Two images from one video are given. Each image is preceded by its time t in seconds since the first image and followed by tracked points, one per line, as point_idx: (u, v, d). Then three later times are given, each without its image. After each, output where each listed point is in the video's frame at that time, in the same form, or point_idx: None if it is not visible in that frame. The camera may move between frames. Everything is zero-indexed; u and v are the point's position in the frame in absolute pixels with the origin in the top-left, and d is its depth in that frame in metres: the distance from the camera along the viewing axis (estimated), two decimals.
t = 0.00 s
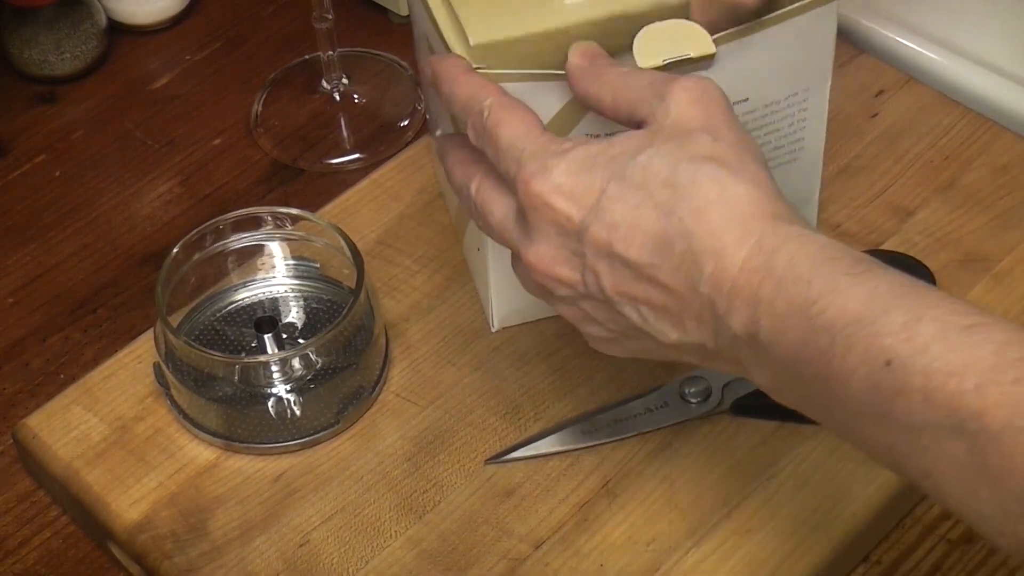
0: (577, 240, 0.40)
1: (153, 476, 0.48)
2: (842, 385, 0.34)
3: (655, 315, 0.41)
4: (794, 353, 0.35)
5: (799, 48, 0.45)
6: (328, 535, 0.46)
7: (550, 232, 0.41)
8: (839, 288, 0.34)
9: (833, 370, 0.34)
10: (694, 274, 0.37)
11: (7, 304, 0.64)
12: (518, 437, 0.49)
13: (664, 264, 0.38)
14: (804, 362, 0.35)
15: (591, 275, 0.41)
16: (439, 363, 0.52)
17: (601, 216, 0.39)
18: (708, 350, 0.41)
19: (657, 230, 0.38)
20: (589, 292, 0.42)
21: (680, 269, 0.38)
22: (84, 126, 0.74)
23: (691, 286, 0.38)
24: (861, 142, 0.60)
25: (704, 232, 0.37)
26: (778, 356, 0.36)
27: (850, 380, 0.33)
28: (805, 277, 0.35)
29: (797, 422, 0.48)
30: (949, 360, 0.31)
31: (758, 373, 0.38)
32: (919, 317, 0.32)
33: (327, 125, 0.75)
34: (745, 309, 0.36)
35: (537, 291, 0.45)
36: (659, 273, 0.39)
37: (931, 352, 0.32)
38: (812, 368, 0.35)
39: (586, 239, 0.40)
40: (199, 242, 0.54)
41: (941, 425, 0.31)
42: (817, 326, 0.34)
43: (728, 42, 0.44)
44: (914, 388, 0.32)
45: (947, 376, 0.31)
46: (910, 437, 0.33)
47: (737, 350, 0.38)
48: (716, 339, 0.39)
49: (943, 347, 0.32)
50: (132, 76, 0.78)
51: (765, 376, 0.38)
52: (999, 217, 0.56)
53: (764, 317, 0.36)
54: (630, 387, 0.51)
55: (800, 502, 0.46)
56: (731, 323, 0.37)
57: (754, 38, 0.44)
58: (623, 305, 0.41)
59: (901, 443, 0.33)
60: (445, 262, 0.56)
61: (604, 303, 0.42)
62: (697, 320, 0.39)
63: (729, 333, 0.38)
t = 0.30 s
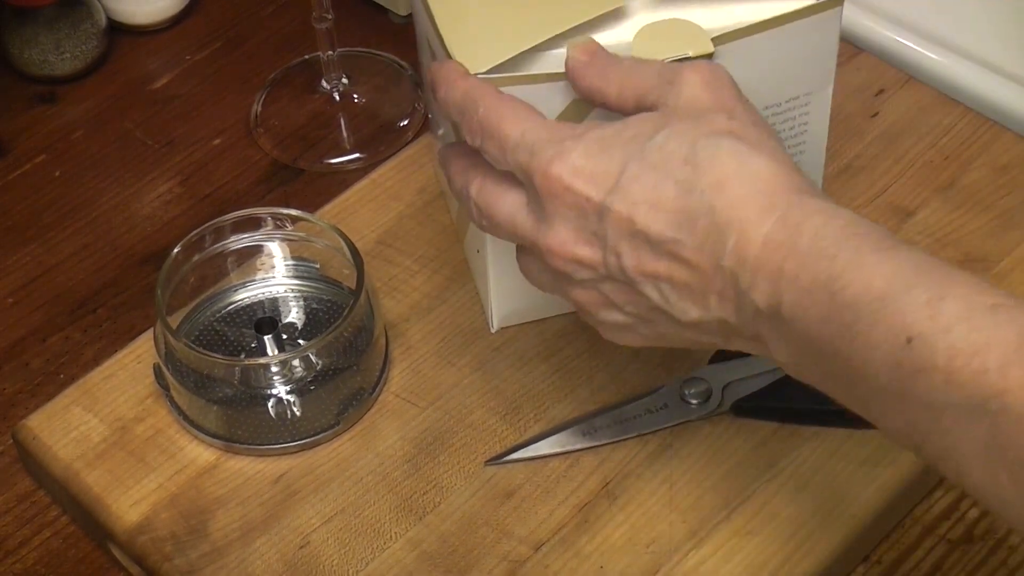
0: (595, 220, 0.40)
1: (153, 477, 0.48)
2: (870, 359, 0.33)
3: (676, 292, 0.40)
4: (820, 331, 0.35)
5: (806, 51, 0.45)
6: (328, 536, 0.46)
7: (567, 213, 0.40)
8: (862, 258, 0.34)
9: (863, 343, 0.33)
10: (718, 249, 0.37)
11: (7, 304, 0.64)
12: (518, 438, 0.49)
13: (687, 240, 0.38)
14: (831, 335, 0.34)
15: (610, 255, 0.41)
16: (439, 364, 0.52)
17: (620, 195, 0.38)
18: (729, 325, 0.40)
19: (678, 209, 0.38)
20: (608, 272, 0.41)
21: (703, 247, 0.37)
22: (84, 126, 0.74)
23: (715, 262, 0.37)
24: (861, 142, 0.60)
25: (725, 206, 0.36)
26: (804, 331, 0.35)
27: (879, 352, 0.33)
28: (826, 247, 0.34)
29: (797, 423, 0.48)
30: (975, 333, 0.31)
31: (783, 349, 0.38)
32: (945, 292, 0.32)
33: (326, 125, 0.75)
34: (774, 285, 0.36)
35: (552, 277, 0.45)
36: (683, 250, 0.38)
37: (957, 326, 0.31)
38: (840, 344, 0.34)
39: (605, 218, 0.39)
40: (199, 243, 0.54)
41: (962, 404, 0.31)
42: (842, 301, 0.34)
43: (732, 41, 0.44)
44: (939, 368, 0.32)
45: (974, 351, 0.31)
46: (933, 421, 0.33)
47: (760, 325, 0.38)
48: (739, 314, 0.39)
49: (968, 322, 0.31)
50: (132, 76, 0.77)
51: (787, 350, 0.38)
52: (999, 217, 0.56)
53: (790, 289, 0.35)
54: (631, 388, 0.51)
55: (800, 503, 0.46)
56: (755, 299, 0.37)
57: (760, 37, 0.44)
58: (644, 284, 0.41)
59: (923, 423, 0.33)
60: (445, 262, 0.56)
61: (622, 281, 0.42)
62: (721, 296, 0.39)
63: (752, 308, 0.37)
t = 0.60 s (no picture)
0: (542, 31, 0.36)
1: (154, 478, 0.48)
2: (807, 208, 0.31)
3: (580, 109, 0.35)
4: (748, 149, 0.31)
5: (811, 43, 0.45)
6: (328, 536, 0.46)
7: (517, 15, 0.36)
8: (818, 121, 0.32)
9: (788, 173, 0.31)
10: (658, 65, 0.33)
11: (7, 304, 0.64)
12: (518, 438, 0.49)
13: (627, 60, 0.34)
14: (762, 165, 0.31)
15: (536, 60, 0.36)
16: (439, 364, 0.52)
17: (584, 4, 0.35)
18: (630, 169, 0.34)
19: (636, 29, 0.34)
20: (512, 103, 0.37)
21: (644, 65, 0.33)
22: (84, 126, 0.74)
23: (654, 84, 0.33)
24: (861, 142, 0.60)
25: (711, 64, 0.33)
26: (726, 153, 0.32)
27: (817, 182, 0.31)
28: (777, 94, 0.32)
29: (797, 423, 0.48)
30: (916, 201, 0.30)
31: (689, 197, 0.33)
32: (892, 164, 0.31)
33: (327, 125, 0.75)
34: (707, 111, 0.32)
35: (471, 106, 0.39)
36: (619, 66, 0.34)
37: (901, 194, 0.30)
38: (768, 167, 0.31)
39: (545, 34, 0.36)
40: (199, 243, 0.54)
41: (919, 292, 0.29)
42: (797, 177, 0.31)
43: (746, 28, 0.43)
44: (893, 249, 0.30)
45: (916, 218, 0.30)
46: (875, 297, 0.30)
47: (663, 160, 0.33)
48: (649, 152, 0.34)
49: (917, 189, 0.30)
50: (132, 76, 0.77)
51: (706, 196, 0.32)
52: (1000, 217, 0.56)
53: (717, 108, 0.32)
54: (631, 389, 0.51)
55: (800, 503, 0.46)
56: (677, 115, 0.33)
57: (778, 26, 0.44)
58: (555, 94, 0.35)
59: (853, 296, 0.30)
60: (445, 262, 0.56)
61: (531, 85, 0.36)
62: (634, 124, 0.34)
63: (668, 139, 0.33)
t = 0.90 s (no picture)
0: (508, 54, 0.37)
1: (154, 477, 0.48)
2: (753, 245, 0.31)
3: (539, 144, 0.36)
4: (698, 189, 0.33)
5: (804, 54, 0.46)
6: (328, 536, 0.46)
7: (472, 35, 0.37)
8: (761, 155, 0.33)
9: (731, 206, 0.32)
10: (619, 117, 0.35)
11: (7, 304, 0.64)
12: (518, 438, 0.49)
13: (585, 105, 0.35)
14: (713, 198, 0.32)
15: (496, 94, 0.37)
16: (439, 364, 0.52)
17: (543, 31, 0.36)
18: (584, 203, 0.36)
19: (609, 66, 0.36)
20: (461, 124, 0.38)
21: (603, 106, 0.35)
22: (84, 126, 0.74)
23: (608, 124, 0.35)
24: (861, 142, 0.60)
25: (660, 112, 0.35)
26: (678, 186, 0.33)
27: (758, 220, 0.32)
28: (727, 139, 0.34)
29: (797, 423, 0.48)
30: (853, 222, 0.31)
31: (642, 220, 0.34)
32: (827, 189, 0.32)
33: (327, 125, 0.75)
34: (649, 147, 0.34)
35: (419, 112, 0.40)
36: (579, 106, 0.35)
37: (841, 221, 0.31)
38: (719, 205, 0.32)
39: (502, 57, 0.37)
40: (199, 243, 0.54)
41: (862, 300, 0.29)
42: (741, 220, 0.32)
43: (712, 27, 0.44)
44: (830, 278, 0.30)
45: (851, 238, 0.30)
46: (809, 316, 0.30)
47: (615, 198, 0.35)
48: (605, 186, 0.35)
49: (850, 212, 0.31)
50: (132, 76, 0.77)
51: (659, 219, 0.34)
52: (1000, 217, 0.56)
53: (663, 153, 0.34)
54: (631, 388, 0.51)
55: (800, 503, 0.46)
56: (631, 158, 0.34)
57: (757, 23, 0.44)
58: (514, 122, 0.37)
59: (790, 312, 0.31)
60: (445, 262, 0.56)
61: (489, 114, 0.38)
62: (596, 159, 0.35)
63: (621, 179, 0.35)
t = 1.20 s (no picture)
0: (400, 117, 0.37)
1: (154, 478, 0.48)
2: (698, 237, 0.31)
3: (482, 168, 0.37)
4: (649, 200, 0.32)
5: (810, 55, 0.46)
6: (328, 537, 0.46)
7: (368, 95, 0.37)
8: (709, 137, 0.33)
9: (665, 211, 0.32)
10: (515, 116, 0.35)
11: (7, 304, 0.64)
12: (518, 438, 0.49)
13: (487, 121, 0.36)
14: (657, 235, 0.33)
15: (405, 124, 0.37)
16: (439, 364, 0.52)
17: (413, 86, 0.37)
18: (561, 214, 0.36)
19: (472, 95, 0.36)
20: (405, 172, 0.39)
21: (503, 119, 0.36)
22: (84, 127, 0.74)
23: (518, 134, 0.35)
24: (861, 142, 0.60)
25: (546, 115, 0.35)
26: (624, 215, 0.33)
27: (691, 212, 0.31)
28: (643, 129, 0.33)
29: (797, 423, 0.49)
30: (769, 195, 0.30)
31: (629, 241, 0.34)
32: (722, 151, 0.31)
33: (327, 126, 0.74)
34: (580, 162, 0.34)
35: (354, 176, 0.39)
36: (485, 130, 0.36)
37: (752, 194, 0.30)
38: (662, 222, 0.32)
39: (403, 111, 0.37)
40: (200, 243, 0.54)
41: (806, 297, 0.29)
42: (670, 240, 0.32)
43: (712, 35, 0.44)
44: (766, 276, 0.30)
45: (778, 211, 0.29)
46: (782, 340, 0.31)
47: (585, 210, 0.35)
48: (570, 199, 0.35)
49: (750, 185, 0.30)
50: (132, 76, 0.77)
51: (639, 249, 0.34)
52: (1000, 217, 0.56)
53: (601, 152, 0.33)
54: (631, 388, 0.51)
55: (800, 503, 0.46)
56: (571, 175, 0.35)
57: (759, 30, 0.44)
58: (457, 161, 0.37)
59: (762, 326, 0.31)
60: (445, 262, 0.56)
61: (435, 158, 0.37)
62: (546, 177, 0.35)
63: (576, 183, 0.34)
